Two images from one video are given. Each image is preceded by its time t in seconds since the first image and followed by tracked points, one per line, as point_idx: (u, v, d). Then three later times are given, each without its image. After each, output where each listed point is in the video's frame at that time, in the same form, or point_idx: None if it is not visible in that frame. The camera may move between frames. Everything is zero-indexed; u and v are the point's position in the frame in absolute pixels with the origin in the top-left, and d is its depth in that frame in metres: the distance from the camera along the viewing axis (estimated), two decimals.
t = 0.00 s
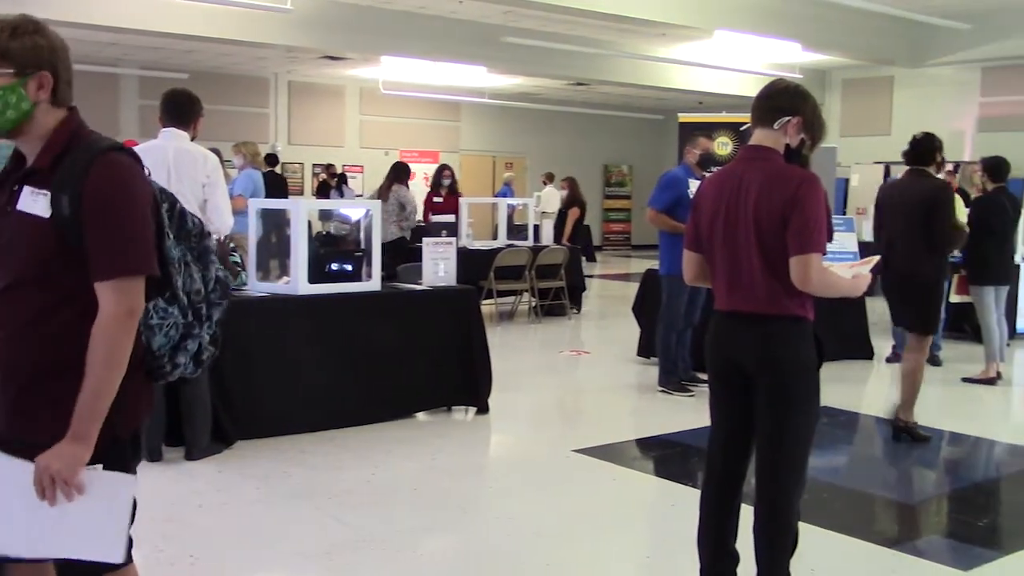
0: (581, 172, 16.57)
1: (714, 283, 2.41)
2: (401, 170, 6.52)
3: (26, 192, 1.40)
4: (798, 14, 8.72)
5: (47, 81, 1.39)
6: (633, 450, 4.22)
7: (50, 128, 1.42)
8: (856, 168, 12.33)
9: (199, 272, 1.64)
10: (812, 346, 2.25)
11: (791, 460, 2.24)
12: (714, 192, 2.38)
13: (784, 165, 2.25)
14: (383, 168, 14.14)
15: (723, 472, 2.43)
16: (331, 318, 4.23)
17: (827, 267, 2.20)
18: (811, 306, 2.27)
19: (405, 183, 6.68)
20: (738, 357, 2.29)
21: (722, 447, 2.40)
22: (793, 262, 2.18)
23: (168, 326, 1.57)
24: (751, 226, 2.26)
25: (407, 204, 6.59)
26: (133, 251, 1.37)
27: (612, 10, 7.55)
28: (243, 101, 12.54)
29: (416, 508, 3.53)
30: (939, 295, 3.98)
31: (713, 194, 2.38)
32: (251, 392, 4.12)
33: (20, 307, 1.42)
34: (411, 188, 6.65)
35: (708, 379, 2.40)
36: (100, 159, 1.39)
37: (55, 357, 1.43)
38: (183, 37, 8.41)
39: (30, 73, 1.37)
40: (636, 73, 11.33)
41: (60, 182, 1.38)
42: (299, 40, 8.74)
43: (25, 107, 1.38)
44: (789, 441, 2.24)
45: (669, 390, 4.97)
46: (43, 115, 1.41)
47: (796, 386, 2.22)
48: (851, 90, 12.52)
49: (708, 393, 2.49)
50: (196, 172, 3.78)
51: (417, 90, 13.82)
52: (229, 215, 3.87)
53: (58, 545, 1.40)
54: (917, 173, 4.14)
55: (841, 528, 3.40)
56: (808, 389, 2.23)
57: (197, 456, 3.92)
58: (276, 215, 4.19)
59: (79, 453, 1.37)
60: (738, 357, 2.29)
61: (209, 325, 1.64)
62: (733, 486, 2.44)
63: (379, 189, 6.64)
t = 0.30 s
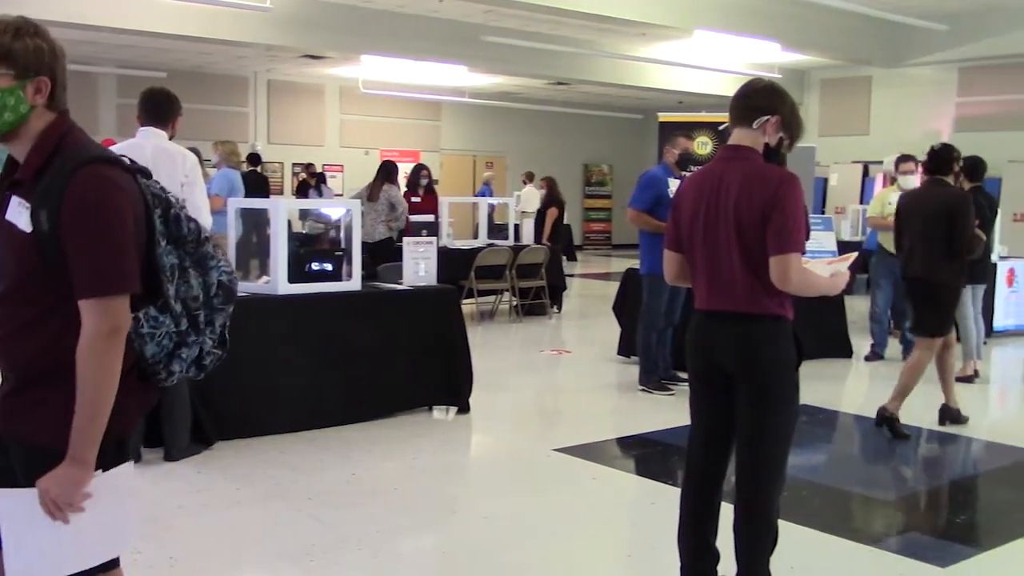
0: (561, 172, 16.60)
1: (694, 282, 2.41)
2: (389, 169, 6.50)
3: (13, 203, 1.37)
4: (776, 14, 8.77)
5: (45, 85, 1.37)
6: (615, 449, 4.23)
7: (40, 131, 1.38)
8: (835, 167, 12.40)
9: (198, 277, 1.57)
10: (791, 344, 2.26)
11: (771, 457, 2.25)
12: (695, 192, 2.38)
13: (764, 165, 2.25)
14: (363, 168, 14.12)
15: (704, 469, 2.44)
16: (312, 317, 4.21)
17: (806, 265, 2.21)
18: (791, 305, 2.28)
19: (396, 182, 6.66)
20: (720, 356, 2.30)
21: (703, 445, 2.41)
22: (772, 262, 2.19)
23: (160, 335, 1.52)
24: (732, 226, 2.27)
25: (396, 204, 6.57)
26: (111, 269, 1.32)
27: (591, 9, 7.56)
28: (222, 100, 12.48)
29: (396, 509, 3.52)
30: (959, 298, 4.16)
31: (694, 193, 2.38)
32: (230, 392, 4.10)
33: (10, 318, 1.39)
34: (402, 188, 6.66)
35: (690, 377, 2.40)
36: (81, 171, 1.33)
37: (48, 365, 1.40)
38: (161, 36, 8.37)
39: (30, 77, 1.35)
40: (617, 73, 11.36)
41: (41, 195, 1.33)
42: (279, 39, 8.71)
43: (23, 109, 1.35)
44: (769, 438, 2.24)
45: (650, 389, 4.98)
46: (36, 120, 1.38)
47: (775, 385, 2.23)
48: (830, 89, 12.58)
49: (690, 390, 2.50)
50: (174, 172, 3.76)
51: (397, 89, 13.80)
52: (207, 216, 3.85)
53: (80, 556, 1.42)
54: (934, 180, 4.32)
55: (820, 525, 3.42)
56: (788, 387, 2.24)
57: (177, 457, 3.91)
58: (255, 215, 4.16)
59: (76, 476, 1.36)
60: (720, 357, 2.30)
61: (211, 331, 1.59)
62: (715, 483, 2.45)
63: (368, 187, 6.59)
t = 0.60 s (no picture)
0: (542, 171, 16.62)
1: (676, 281, 2.42)
2: (372, 168, 6.48)
3: None
4: (757, 14, 8.80)
5: (36, 84, 1.36)
6: (595, 448, 4.24)
7: (25, 129, 1.37)
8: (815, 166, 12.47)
9: (183, 281, 1.54)
10: (772, 343, 2.27)
11: (750, 455, 2.27)
12: (678, 191, 2.38)
13: (748, 166, 2.27)
14: (344, 167, 14.09)
15: (685, 467, 2.45)
16: (294, 317, 4.20)
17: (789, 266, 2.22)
18: (772, 304, 2.29)
19: (378, 182, 6.63)
20: (701, 355, 2.30)
21: (683, 444, 2.42)
22: (757, 262, 2.20)
23: (141, 338, 1.48)
24: (716, 226, 2.27)
25: (380, 203, 6.54)
26: (83, 269, 1.30)
27: (571, 9, 7.57)
28: (202, 99, 12.40)
29: (376, 509, 3.51)
30: (975, 287, 4.33)
31: (677, 192, 2.39)
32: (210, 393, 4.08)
33: None
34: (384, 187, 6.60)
35: (671, 376, 2.41)
36: (59, 168, 1.31)
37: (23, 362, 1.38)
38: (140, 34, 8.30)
39: (20, 76, 1.34)
40: (599, 72, 11.39)
41: (15, 193, 1.32)
42: (259, 38, 8.67)
43: (13, 109, 1.35)
44: (749, 436, 2.26)
45: (631, 387, 4.99)
46: (27, 119, 1.38)
47: (756, 384, 2.24)
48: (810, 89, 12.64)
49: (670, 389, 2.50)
50: (154, 171, 3.75)
51: (378, 87, 13.77)
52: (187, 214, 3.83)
53: (36, 554, 1.37)
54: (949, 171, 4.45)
55: (800, 522, 3.44)
56: (768, 386, 2.26)
57: (156, 458, 3.88)
58: (235, 215, 4.13)
59: (27, 478, 1.31)
60: (701, 356, 2.30)
61: (196, 336, 1.55)
62: (694, 482, 2.46)
63: (351, 187, 6.56)
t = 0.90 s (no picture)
0: (526, 171, 16.63)
1: (660, 282, 2.42)
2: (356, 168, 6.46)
3: None
4: (740, 14, 8.84)
5: (26, 72, 1.48)
6: (579, 447, 4.24)
7: (17, 118, 1.48)
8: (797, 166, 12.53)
9: (168, 280, 1.56)
10: (757, 342, 2.28)
11: (734, 455, 2.27)
12: (663, 192, 2.38)
13: (734, 167, 2.27)
14: (327, 166, 14.05)
15: (670, 466, 2.46)
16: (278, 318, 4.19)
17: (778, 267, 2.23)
18: (758, 304, 2.30)
19: (361, 181, 6.62)
20: (686, 355, 2.31)
21: (667, 444, 2.43)
22: (747, 263, 2.21)
23: (121, 334, 1.50)
24: (702, 227, 2.28)
25: (363, 202, 6.52)
26: (60, 251, 1.38)
27: (555, 8, 7.57)
28: (184, 98, 12.33)
29: (360, 509, 3.51)
30: (997, 292, 4.39)
31: (662, 193, 2.39)
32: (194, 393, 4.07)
33: None
34: (368, 188, 6.61)
35: (656, 375, 2.41)
36: (43, 153, 1.40)
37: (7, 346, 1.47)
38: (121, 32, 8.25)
39: (12, 66, 1.46)
40: (583, 72, 11.41)
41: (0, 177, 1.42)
42: (242, 37, 8.64)
43: (4, 97, 1.46)
44: (733, 436, 2.27)
45: (615, 387, 4.99)
46: (20, 107, 1.49)
47: (742, 384, 2.24)
48: (793, 88, 12.69)
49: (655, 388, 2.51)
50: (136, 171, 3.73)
51: (361, 87, 13.74)
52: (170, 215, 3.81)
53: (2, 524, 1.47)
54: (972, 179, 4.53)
55: (781, 521, 3.45)
56: (753, 386, 2.26)
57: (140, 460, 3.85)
58: (217, 215, 4.10)
59: None
60: (686, 356, 2.31)
61: (181, 338, 1.57)
62: (679, 480, 2.46)
63: (335, 187, 6.54)
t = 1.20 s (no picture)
0: (510, 171, 16.65)
1: (643, 281, 2.42)
2: (339, 167, 6.42)
3: None
4: (723, 14, 8.87)
5: (32, 77, 1.53)
6: (564, 447, 4.25)
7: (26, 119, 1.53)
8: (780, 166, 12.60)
9: (167, 267, 1.60)
10: (740, 341, 2.28)
11: (719, 454, 2.28)
12: (645, 192, 2.38)
13: (714, 166, 2.28)
14: (311, 166, 14.01)
15: (654, 466, 2.45)
16: (260, 319, 4.17)
17: (760, 265, 2.24)
18: (741, 302, 2.30)
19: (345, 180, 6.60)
20: (670, 355, 2.30)
21: (651, 443, 2.43)
22: (728, 263, 2.22)
23: (123, 320, 1.55)
24: (684, 227, 2.28)
25: (346, 203, 6.51)
26: (59, 234, 1.41)
27: (538, 8, 7.57)
28: (167, 97, 12.27)
29: (345, 509, 3.50)
30: (1006, 285, 4.54)
31: (644, 193, 2.39)
32: (177, 394, 4.04)
33: None
34: (352, 187, 6.58)
35: (640, 375, 2.40)
36: (37, 142, 1.46)
37: (18, 330, 1.50)
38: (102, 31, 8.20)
39: (17, 71, 1.51)
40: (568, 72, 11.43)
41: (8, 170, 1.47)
42: (224, 36, 8.61)
43: (9, 101, 1.50)
44: (718, 436, 2.27)
45: (599, 386, 5.00)
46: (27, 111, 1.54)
47: (726, 384, 2.25)
48: (776, 89, 12.76)
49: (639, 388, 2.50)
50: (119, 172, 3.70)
51: (345, 86, 13.72)
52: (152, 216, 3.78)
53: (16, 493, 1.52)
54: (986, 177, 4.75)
55: (766, 520, 3.46)
56: (738, 385, 2.27)
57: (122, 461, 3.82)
58: (198, 215, 4.07)
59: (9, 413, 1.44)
60: (669, 355, 2.31)
61: (181, 324, 1.60)
62: (663, 479, 2.46)
63: (318, 187, 6.52)
